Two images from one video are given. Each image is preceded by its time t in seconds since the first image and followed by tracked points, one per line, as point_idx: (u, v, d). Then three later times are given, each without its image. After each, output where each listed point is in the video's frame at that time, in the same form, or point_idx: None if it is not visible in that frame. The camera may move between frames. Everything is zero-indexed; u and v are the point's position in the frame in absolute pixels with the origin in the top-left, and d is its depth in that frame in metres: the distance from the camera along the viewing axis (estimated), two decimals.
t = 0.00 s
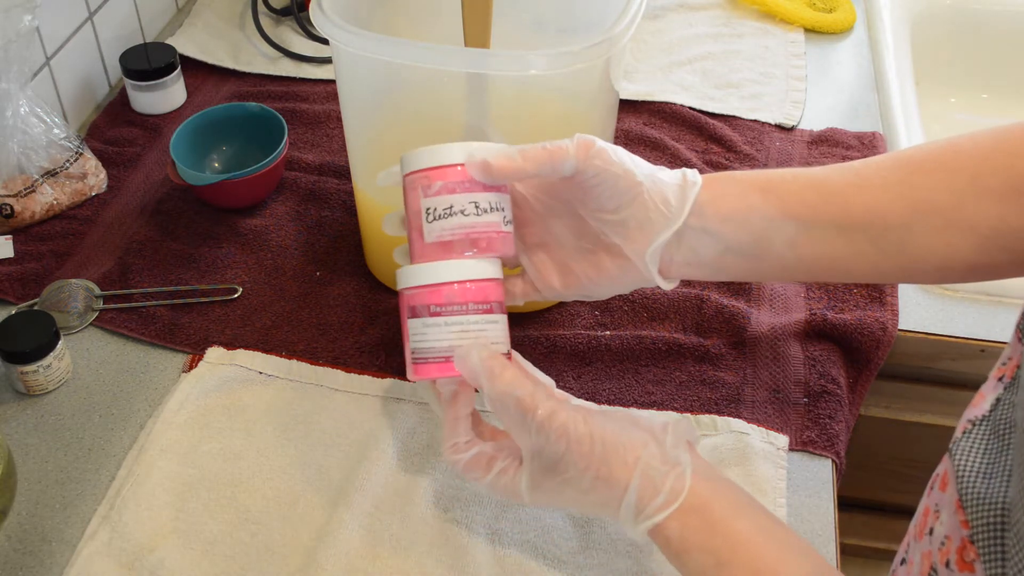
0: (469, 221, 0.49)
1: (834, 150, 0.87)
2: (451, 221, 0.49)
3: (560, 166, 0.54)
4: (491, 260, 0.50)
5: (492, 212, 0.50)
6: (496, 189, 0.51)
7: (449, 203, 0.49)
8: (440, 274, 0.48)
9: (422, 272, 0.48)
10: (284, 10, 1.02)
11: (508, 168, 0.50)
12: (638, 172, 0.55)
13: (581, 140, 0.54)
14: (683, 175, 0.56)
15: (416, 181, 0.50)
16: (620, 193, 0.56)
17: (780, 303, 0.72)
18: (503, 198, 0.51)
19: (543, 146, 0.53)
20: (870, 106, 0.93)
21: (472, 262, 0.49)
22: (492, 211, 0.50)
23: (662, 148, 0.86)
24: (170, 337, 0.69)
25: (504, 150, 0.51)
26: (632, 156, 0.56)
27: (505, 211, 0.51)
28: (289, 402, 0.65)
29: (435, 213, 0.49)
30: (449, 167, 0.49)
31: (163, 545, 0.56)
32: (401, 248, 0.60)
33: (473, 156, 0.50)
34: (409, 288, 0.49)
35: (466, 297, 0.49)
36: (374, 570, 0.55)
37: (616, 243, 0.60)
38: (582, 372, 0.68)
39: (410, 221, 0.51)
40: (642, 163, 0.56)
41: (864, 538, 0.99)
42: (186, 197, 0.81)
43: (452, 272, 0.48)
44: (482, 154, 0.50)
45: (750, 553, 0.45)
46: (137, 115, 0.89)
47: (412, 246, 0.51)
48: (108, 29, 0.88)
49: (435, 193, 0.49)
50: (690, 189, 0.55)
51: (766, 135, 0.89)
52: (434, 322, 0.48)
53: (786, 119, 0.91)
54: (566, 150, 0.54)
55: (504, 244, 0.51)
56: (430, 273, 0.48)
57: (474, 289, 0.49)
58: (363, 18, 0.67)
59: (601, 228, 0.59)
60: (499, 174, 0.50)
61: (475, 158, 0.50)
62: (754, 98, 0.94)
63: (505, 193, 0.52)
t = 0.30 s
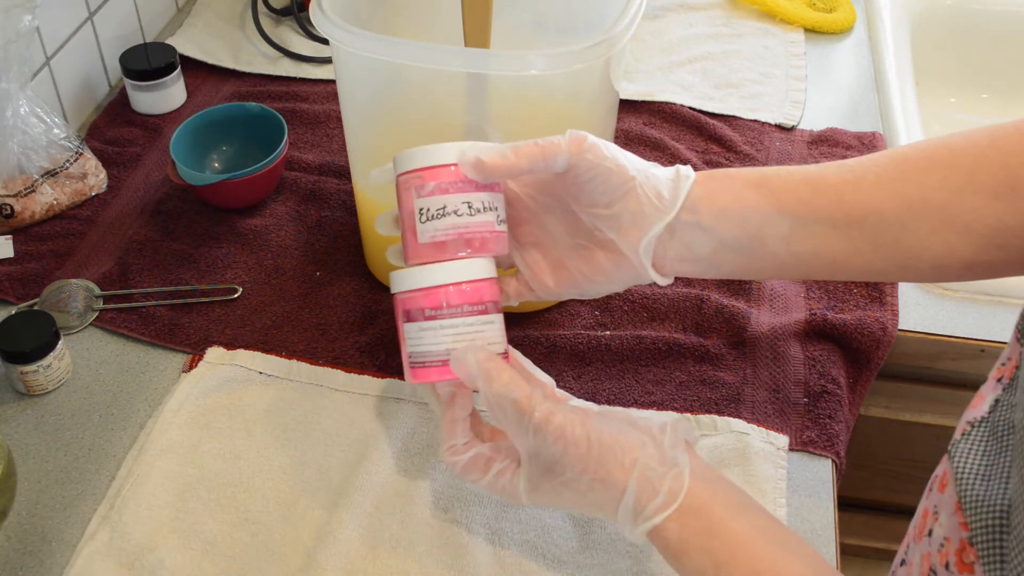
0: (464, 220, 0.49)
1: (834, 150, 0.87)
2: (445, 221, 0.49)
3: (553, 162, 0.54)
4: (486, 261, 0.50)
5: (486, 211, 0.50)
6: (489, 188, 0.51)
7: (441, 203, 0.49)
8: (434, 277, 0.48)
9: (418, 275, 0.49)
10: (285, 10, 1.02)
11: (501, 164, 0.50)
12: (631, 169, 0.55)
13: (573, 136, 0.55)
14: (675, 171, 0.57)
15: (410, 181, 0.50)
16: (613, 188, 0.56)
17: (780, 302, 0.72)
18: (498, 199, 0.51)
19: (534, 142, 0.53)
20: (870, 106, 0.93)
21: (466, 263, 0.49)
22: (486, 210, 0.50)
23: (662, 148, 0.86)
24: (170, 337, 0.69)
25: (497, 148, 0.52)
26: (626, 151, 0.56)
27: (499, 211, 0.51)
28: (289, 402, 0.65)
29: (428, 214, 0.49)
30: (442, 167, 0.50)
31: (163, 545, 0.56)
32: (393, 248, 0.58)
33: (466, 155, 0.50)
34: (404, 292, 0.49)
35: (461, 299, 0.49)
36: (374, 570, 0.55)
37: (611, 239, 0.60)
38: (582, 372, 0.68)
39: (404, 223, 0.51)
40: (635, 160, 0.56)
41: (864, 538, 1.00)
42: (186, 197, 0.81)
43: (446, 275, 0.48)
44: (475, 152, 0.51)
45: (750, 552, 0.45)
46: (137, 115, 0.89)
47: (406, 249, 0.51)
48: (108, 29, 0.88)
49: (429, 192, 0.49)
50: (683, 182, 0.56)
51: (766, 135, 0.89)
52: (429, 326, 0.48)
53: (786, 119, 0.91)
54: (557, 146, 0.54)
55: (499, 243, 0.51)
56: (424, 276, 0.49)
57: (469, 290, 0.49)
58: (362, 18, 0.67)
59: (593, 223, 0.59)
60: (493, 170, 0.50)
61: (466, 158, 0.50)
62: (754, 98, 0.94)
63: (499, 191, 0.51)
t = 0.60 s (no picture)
0: (458, 221, 0.49)
1: (834, 150, 0.87)
2: (438, 222, 0.49)
3: (544, 155, 0.54)
4: (485, 260, 0.50)
5: (480, 210, 0.50)
6: (483, 186, 0.51)
7: (434, 205, 0.49)
8: (433, 282, 0.49)
9: (415, 280, 0.49)
10: (285, 10, 1.02)
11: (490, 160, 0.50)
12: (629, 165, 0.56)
13: (565, 129, 0.55)
14: (671, 160, 0.57)
15: (405, 183, 0.50)
16: (608, 178, 0.56)
17: (780, 302, 0.72)
18: (493, 196, 0.51)
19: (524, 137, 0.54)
20: (870, 107, 0.93)
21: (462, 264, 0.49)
22: (480, 210, 0.50)
23: (662, 148, 0.86)
24: (170, 337, 0.69)
25: (488, 145, 0.51)
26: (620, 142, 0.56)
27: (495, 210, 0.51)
28: (289, 402, 0.65)
29: (422, 216, 0.49)
30: (434, 169, 0.50)
31: (163, 545, 0.56)
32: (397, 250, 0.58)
33: (456, 154, 0.50)
34: (405, 295, 0.50)
35: (459, 301, 0.49)
36: (374, 570, 0.55)
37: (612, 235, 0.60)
38: (582, 372, 0.68)
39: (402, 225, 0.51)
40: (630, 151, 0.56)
41: (864, 538, 1.00)
42: (186, 197, 0.81)
43: (443, 279, 0.49)
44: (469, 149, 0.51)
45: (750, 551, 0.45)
46: (137, 115, 0.89)
47: (405, 251, 0.51)
48: (108, 29, 0.88)
49: (422, 195, 0.49)
50: (677, 169, 0.56)
51: (766, 135, 0.89)
52: (433, 330, 0.49)
53: (786, 119, 0.91)
54: (549, 139, 0.54)
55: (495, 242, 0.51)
56: (421, 280, 0.49)
57: (469, 293, 0.49)
58: (362, 17, 0.67)
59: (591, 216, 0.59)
60: (482, 167, 0.50)
61: (457, 157, 0.50)
62: (754, 98, 0.94)
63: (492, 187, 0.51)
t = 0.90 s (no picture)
0: (455, 229, 0.49)
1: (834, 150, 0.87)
2: (436, 232, 0.49)
3: (541, 165, 0.54)
4: (487, 265, 0.50)
5: (477, 217, 0.50)
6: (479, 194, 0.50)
7: (431, 215, 0.49)
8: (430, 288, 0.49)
9: (414, 286, 0.50)
10: (285, 10, 1.02)
11: (485, 171, 0.50)
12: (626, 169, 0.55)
13: (560, 137, 0.55)
14: (670, 159, 0.56)
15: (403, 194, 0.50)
16: (607, 181, 0.56)
17: (780, 302, 0.72)
18: (490, 202, 0.51)
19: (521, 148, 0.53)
20: (870, 106, 0.93)
21: (461, 270, 0.49)
22: (477, 216, 0.50)
23: (662, 148, 0.86)
24: (170, 336, 0.69)
25: (481, 154, 0.51)
26: (616, 142, 0.56)
27: (494, 215, 0.51)
28: (289, 402, 0.65)
29: (420, 225, 0.50)
30: (429, 178, 0.50)
31: (163, 545, 0.56)
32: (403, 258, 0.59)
33: (450, 163, 0.50)
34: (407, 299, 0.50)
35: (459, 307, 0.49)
36: (374, 570, 0.55)
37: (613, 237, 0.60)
38: (582, 372, 0.68)
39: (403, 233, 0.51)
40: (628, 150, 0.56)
41: (864, 539, 1.00)
42: (186, 197, 0.81)
43: (441, 286, 0.49)
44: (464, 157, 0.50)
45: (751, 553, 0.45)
46: (137, 115, 0.89)
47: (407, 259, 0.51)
48: (108, 29, 0.88)
49: (419, 205, 0.50)
50: (675, 170, 0.55)
51: (766, 135, 0.89)
52: (429, 333, 0.49)
53: (786, 119, 0.91)
54: (542, 147, 0.54)
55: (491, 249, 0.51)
56: (419, 286, 0.49)
57: (467, 298, 0.49)
58: (362, 17, 0.67)
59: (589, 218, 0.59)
60: (477, 177, 0.49)
61: (449, 166, 0.49)
62: (754, 98, 0.94)
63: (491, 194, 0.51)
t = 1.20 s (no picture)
0: (457, 228, 0.49)
1: (834, 150, 0.87)
2: (437, 232, 0.49)
3: (541, 166, 0.54)
4: (493, 262, 0.50)
5: (478, 216, 0.50)
6: (480, 192, 0.50)
7: (432, 215, 0.49)
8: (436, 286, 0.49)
9: (420, 284, 0.50)
10: (285, 10, 1.02)
11: (485, 170, 0.50)
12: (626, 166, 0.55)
13: (559, 138, 0.55)
14: (670, 158, 0.56)
15: (405, 195, 0.51)
16: (607, 181, 0.56)
17: (780, 302, 0.72)
18: (491, 200, 0.51)
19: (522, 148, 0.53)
20: (870, 106, 0.93)
21: (465, 268, 0.49)
22: (478, 215, 0.50)
23: (661, 148, 0.86)
24: (170, 336, 0.69)
25: (480, 153, 0.51)
26: (617, 143, 0.56)
27: (496, 213, 0.50)
28: (289, 402, 0.65)
29: (422, 226, 0.50)
30: (429, 178, 0.50)
31: (163, 545, 0.56)
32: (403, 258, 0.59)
33: (450, 162, 0.50)
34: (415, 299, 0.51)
35: (466, 305, 0.49)
36: (374, 570, 0.55)
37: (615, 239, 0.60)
38: (582, 372, 0.68)
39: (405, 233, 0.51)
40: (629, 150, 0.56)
41: (864, 538, 1.00)
42: (186, 197, 0.81)
43: (446, 284, 0.49)
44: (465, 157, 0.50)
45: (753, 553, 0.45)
46: (137, 115, 0.89)
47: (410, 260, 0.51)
48: (108, 29, 0.88)
49: (420, 205, 0.50)
50: (675, 170, 0.55)
51: (766, 135, 0.89)
52: (436, 332, 0.50)
53: (786, 119, 0.91)
54: (542, 147, 0.54)
55: (493, 246, 0.50)
56: (424, 286, 0.49)
57: (472, 296, 0.49)
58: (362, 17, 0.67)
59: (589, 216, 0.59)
60: (476, 177, 0.49)
61: (449, 164, 0.49)
62: (754, 98, 0.94)
63: (493, 193, 0.51)
